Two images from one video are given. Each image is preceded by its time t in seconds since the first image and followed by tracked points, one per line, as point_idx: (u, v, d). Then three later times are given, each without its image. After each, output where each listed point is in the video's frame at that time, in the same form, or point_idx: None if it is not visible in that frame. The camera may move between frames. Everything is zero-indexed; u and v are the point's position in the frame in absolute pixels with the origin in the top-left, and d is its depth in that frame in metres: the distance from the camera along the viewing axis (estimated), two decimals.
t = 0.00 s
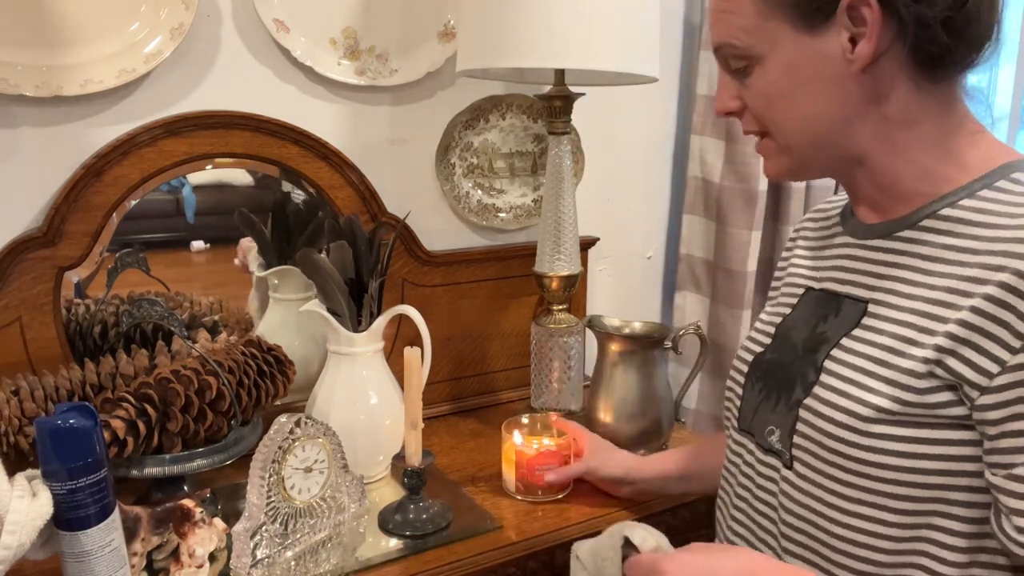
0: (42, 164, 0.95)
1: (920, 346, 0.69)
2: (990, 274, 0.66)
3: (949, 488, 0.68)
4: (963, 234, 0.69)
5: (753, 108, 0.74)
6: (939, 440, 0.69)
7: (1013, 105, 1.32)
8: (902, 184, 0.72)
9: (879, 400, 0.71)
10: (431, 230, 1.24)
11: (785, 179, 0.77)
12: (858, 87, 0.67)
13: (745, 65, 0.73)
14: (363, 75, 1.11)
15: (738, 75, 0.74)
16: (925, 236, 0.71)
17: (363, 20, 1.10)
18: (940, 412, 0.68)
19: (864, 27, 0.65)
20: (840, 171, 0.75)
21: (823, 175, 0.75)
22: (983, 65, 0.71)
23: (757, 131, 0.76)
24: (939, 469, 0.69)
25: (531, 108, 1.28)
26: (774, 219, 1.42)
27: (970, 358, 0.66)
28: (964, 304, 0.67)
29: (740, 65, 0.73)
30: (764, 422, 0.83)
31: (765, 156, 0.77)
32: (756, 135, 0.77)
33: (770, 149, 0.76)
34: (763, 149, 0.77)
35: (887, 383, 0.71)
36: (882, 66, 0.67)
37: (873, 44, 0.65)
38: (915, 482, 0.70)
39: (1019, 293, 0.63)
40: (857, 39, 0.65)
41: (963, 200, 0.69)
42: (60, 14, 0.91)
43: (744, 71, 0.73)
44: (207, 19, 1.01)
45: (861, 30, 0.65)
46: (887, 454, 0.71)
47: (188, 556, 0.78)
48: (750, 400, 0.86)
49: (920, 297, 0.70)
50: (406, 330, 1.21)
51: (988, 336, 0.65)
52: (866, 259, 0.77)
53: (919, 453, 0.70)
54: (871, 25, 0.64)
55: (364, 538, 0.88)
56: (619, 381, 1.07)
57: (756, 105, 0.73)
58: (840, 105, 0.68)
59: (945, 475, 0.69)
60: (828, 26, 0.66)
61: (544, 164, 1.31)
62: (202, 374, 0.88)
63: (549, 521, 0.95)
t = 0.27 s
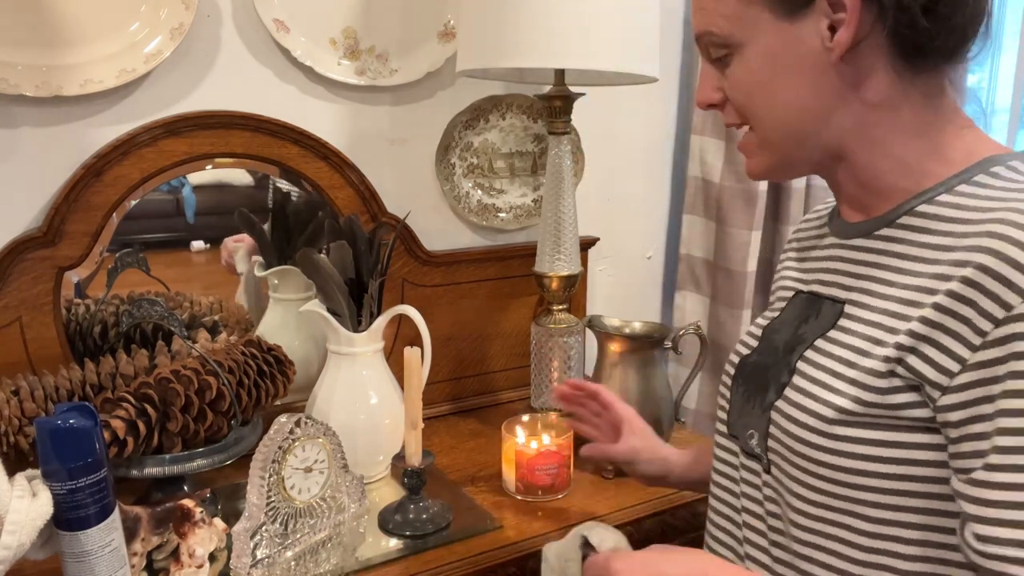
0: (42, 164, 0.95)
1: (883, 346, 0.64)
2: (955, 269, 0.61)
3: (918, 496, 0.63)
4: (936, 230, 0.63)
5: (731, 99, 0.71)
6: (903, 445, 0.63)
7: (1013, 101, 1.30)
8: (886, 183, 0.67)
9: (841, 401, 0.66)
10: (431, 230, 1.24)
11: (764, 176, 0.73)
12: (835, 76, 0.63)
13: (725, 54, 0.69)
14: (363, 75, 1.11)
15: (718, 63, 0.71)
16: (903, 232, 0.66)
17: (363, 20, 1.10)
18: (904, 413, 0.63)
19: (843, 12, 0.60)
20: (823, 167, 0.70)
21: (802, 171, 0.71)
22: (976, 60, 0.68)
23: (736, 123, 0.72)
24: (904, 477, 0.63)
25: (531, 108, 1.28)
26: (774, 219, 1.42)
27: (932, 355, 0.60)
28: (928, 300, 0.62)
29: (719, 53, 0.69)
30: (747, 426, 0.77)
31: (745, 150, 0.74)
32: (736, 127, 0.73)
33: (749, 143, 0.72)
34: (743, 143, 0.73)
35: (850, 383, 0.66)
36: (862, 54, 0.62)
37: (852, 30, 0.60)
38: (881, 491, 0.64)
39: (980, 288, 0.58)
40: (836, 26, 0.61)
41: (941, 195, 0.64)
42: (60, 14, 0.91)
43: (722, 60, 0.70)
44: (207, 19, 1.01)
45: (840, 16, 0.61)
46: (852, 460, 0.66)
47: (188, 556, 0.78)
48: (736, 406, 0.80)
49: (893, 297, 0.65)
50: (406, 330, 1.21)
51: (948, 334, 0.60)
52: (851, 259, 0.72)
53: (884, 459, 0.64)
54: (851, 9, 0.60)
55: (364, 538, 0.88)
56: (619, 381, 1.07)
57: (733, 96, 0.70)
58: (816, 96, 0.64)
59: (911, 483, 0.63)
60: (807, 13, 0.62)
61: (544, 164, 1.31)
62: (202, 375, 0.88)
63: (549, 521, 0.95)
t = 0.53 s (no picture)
0: (42, 163, 0.95)
1: (876, 355, 0.61)
2: (954, 269, 0.57)
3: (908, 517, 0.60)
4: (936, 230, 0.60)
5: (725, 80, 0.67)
6: (897, 461, 0.61)
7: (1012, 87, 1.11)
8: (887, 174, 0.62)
9: (832, 415, 0.63)
10: (431, 230, 1.24)
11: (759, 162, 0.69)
12: (827, 54, 0.59)
13: (720, 31, 0.66)
14: (363, 75, 1.11)
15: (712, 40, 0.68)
16: (904, 235, 0.62)
17: (363, 20, 1.10)
18: (898, 428, 0.60)
19: None
20: (820, 156, 0.66)
21: (796, 158, 0.67)
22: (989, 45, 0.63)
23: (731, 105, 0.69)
24: (895, 496, 0.61)
25: (531, 108, 1.28)
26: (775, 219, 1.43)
27: (926, 365, 0.57)
28: (922, 303, 0.58)
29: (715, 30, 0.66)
30: (740, 444, 0.74)
31: (740, 135, 0.70)
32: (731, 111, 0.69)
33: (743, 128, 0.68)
34: (738, 128, 0.69)
35: (841, 395, 0.63)
36: (855, 33, 0.58)
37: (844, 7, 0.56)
38: (870, 511, 0.62)
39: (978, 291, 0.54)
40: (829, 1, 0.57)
41: (947, 191, 0.60)
42: (61, 14, 0.91)
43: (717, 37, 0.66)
44: (207, 19, 1.01)
45: None
46: (842, 478, 0.63)
47: (188, 556, 0.78)
48: (725, 424, 0.77)
49: (888, 301, 0.62)
50: (406, 330, 1.21)
51: (943, 340, 0.56)
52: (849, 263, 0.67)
53: (876, 476, 0.61)
54: None
55: (364, 538, 0.88)
56: (619, 381, 1.07)
57: (726, 75, 0.66)
58: (808, 75, 0.60)
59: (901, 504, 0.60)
60: None
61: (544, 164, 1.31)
62: (202, 375, 0.88)
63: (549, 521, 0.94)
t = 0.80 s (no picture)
0: (42, 163, 0.95)
1: (879, 381, 0.60)
2: (963, 296, 0.56)
3: (907, 547, 0.61)
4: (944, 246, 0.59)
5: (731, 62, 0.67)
6: (897, 493, 0.60)
7: None
8: (890, 171, 0.61)
9: (833, 443, 0.62)
10: (431, 230, 1.24)
11: (764, 148, 0.69)
12: (824, 37, 0.59)
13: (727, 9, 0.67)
14: (363, 75, 1.11)
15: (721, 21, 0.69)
16: (905, 244, 0.62)
17: (363, 20, 1.10)
18: (899, 461, 0.59)
19: None
20: (826, 148, 0.65)
21: (799, 145, 0.66)
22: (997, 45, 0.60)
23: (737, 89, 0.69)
24: (894, 526, 0.61)
25: (531, 108, 1.28)
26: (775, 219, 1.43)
27: (934, 399, 0.57)
28: (928, 333, 0.57)
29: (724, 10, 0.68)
30: (730, 453, 0.75)
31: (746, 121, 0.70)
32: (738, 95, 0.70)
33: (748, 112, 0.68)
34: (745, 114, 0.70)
35: (843, 423, 0.62)
36: (849, 12, 0.57)
37: None
38: (868, 541, 0.62)
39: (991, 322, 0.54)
40: None
41: (957, 198, 0.59)
42: (61, 14, 0.91)
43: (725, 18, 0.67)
44: (207, 19, 1.01)
45: None
46: (839, 509, 0.63)
47: (188, 556, 0.78)
48: (717, 427, 0.77)
49: (890, 321, 0.61)
50: (406, 330, 1.21)
51: (951, 374, 0.56)
52: (847, 269, 0.67)
53: (876, 507, 0.61)
54: None
55: (364, 538, 0.88)
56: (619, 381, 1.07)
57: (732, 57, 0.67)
58: (807, 60, 0.60)
59: (901, 536, 0.60)
60: None
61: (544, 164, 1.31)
62: (202, 375, 0.88)
63: (549, 521, 0.94)
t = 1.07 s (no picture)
0: (42, 163, 0.95)
1: (874, 398, 0.60)
2: (963, 319, 0.56)
3: (893, 559, 0.62)
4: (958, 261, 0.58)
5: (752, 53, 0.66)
6: (887, 508, 0.61)
7: None
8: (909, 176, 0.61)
9: (825, 455, 0.63)
10: (431, 230, 1.24)
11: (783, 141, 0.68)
12: (851, 35, 0.58)
13: None
14: (363, 75, 1.11)
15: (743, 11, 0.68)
16: (919, 254, 0.61)
17: (363, 20, 1.10)
18: (890, 477, 0.60)
19: None
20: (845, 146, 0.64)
21: (816, 141, 0.66)
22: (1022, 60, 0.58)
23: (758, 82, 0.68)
24: (883, 539, 0.62)
25: (531, 108, 1.28)
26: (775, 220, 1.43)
27: (925, 419, 0.57)
28: (927, 353, 0.58)
29: None
30: (734, 446, 0.75)
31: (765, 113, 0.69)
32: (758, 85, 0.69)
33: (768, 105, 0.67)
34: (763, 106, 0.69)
35: (836, 436, 0.63)
36: (878, 12, 0.56)
37: None
38: (858, 551, 0.63)
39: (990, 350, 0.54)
40: None
41: (972, 211, 0.58)
42: (61, 14, 0.91)
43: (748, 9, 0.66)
44: (207, 19, 1.01)
45: None
46: (829, 517, 0.64)
47: (188, 556, 0.78)
48: (725, 420, 0.77)
49: (890, 336, 0.61)
50: (406, 330, 1.21)
51: (946, 399, 0.56)
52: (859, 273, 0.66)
53: (866, 520, 0.62)
54: None
55: (364, 537, 0.88)
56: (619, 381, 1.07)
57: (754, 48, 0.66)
58: (831, 59, 0.59)
59: (886, 548, 0.62)
60: None
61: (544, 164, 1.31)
62: (202, 375, 0.88)
63: (549, 522, 0.94)
